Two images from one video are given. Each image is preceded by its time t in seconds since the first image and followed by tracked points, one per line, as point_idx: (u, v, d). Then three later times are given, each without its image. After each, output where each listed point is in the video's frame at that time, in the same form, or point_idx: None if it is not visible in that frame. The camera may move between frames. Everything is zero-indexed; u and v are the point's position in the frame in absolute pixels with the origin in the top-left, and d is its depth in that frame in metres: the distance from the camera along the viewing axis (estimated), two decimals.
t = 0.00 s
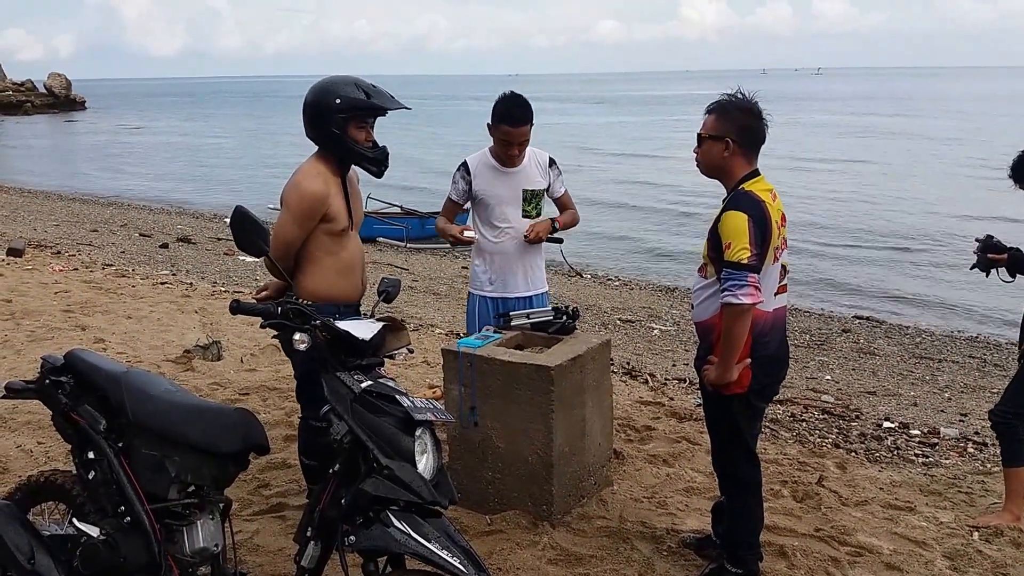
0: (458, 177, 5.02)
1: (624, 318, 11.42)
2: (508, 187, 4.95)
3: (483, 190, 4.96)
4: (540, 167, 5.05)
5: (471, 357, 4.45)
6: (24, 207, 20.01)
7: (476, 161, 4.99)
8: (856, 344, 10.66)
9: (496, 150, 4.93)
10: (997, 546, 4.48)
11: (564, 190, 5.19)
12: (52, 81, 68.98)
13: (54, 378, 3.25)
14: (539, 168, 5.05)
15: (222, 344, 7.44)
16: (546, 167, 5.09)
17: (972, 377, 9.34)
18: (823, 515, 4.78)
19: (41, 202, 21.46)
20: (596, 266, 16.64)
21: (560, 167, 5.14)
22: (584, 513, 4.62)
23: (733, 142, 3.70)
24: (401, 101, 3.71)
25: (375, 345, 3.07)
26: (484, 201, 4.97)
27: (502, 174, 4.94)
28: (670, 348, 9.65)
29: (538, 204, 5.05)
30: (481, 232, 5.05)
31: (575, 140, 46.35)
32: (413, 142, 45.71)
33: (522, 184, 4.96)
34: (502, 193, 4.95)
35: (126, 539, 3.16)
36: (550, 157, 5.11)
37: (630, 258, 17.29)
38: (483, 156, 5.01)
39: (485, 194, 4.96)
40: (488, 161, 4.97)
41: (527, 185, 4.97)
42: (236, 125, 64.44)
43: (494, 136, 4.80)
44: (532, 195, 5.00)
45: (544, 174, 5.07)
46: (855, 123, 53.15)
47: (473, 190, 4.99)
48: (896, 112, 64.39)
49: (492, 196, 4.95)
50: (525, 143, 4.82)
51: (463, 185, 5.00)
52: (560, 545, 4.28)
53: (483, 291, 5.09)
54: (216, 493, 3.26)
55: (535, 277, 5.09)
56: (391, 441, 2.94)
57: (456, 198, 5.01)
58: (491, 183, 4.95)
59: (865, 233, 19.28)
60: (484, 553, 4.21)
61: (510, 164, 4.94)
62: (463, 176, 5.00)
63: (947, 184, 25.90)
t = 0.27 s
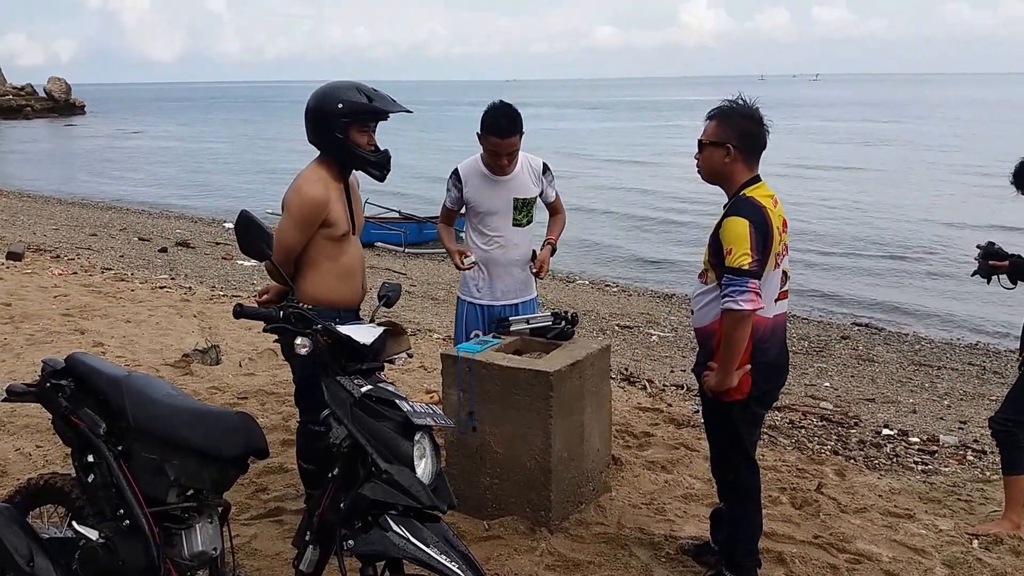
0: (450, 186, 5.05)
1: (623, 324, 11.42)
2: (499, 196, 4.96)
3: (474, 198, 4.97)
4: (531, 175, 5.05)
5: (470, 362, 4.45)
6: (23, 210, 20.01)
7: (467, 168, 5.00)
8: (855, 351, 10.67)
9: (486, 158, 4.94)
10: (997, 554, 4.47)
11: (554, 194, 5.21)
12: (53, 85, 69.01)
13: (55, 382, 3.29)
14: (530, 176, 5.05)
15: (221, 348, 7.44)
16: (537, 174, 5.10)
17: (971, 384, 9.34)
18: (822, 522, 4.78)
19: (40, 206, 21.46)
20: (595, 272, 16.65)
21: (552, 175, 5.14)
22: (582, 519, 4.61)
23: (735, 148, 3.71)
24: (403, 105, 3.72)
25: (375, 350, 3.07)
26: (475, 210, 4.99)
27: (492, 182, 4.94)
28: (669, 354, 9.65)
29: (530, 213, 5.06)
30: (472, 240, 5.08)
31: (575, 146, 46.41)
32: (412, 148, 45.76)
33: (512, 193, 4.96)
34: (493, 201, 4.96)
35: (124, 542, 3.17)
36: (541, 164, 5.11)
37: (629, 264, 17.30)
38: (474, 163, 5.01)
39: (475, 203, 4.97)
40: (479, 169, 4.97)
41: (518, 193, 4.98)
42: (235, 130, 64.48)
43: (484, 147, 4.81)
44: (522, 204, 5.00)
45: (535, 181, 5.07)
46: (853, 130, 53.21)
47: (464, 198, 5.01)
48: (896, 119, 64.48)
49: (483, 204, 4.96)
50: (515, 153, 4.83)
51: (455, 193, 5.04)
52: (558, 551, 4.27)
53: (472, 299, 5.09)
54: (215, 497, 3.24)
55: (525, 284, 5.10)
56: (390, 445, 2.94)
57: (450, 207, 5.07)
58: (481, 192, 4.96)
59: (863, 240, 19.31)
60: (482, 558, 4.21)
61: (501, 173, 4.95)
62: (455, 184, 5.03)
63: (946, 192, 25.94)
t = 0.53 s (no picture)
0: (437, 193, 5.05)
1: (620, 329, 11.43)
2: (490, 201, 4.96)
3: (463, 205, 4.98)
4: (521, 177, 5.06)
5: (467, 366, 4.45)
6: (21, 214, 20.00)
7: (454, 176, 5.00)
8: (853, 357, 10.68)
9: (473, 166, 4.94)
10: (995, 561, 4.47)
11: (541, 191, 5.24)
12: (52, 89, 69.03)
13: (54, 384, 3.29)
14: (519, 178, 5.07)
15: (219, 352, 7.43)
16: (524, 174, 5.11)
17: (969, 391, 9.34)
18: (820, 528, 4.77)
19: (38, 209, 21.46)
20: (592, 278, 16.65)
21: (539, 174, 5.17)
22: (579, 524, 4.61)
23: (735, 150, 3.72)
24: (401, 108, 3.73)
25: (374, 353, 3.07)
26: (465, 216, 5.01)
27: (481, 188, 4.95)
28: (666, 359, 9.65)
29: (521, 215, 5.08)
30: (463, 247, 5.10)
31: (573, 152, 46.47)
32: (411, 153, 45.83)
33: (503, 197, 4.97)
34: (484, 207, 4.97)
35: (123, 545, 3.16)
36: (527, 164, 5.12)
37: (627, 270, 17.32)
38: (460, 170, 5.01)
39: (465, 210, 4.99)
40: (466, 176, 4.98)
41: (509, 197, 4.99)
42: (234, 135, 64.51)
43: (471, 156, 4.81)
44: (513, 207, 5.02)
45: (524, 182, 5.09)
46: (851, 137, 53.32)
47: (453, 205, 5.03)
48: (894, 127, 64.65)
49: (473, 211, 4.97)
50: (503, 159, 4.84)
51: (443, 201, 5.04)
52: (556, 556, 4.27)
53: (469, 306, 5.10)
54: (214, 500, 3.23)
55: (520, 287, 5.12)
56: (388, 448, 2.94)
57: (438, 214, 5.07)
58: (471, 198, 4.97)
59: (861, 247, 19.33)
60: (479, 564, 4.20)
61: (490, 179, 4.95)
62: (442, 191, 5.03)
63: (944, 199, 25.98)
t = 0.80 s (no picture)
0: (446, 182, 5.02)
1: (617, 323, 11.45)
2: (500, 192, 4.97)
3: (473, 195, 4.98)
4: (530, 168, 5.09)
5: (465, 358, 4.47)
6: (18, 207, 19.95)
7: (463, 165, 4.99)
8: (849, 351, 10.71)
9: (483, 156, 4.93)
10: (988, 553, 4.50)
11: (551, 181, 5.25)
12: (49, 83, 68.86)
13: (52, 375, 3.29)
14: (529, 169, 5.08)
15: (216, 346, 7.44)
16: (533, 165, 5.13)
17: (964, 384, 9.38)
18: (814, 521, 4.80)
19: (34, 202, 21.41)
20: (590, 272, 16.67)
21: (547, 163, 5.19)
22: (576, 517, 4.63)
23: (733, 141, 3.73)
24: (399, 95, 3.74)
25: (372, 343, 3.08)
26: (474, 206, 5.01)
27: (491, 179, 4.95)
28: (664, 353, 9.68)
29: (530, 206, 5.09)
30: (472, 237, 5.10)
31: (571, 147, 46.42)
32: (408, 147, 45.79)
33: (512, 189, 4.98)
34: (494, 198, 4.97)
35: (121, 538, 3.17)
36: (536, 154, 5.14)
37: (624, 265, 17.34)
38: (470, 160, 5.00)
39: (475, 200, 4.98)
40: (477, 165, 4.96)
41: (519, 188, 5.01)
42: (231, 128, 64.38)
43: (483, 146, 4.79)
44: (523, 199, 5.03)
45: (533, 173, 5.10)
46: (847, 134, 53.36)
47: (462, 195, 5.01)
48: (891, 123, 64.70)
49: (484, 201, 4.98)
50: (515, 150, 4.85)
51: (452, 190, 5.01)
52: (552, 548, 4.29)
53: (477, 297, 5.13)
54: (212, 492, 3.25)
55: (529, 279, 5.11)
56: (386, 439, 2.95)
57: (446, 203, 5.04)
58: (481, 189, 4.97)
59: (858, 242, 19.35)
60: (475, 555, 4.22)
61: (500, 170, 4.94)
62: (451, 180, 5.00)
63: (940, 194, 26.01)
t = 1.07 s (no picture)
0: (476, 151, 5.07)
1: (614, 302, 11.47)
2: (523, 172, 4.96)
3: (496, 170, 5.00)
4: (561, 158, 5.01)
5: (462, 337, 4.49)
6: (13, 186, 19.89)
7: (495, 138, 5.01)
8: (844, 329, 10.74)
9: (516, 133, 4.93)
10: (979, 529, 4.54)
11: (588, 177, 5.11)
12: (44, 61, 68.39)
13: (48, 355, 3.31)
14: (558, 158, 5.00)
15: (213, 325, 7.45)
16: (568, 155, 5.03)
17: (959, 362, 9.43)
18: (808, 497, 4.84)
19: (30, 181, 21.34)
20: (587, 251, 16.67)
21: (584, 157, 5.05)
22: (571, 494, 4.67)
23: (732, 121, 3.73)
24: (396, 71, 3.72)
25: (369, 322, 3.09)
26: (497, 181, 5.02)
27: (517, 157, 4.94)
28: (660, 332, 9.71)
29: (554, 194, 5.03)
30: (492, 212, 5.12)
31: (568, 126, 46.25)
32: (406, 126, 45.63)
33: (538, 172, 4.96)
34: (516, 177, 4.97)
35: (118, 517, 3.19)
36: (574, 145, 5.04)
37: (621, 243, 17.33)
38: (504, 135, 5.01)
39: (498, 175, 5.00)
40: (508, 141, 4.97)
41: (541, 173, 4.96)
42: (227, 107, 64.06)
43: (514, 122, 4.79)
44: (545, 184, 4.98)
45: (564, 162, 5.01)
46: (845, 112, 53.23)
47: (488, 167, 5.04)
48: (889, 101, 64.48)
49: (505, 178, 4.98)
50: (545, 134, 4.80)
51: (481, 160, 5.05)
52: (548, 525, 4.33)
53: (488, 270, 5.17)
54: (209, 471, 3.28)
55: (540, 264, 5.09)
56: (383, 418, 2.97)
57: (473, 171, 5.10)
58: (506, 165, 4.97)
59: (855, 221, 19.36)
60: (472, 532, 4.26)
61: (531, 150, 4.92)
62: (481, 150, 5.04)
63: (938, 174, 25.99)
